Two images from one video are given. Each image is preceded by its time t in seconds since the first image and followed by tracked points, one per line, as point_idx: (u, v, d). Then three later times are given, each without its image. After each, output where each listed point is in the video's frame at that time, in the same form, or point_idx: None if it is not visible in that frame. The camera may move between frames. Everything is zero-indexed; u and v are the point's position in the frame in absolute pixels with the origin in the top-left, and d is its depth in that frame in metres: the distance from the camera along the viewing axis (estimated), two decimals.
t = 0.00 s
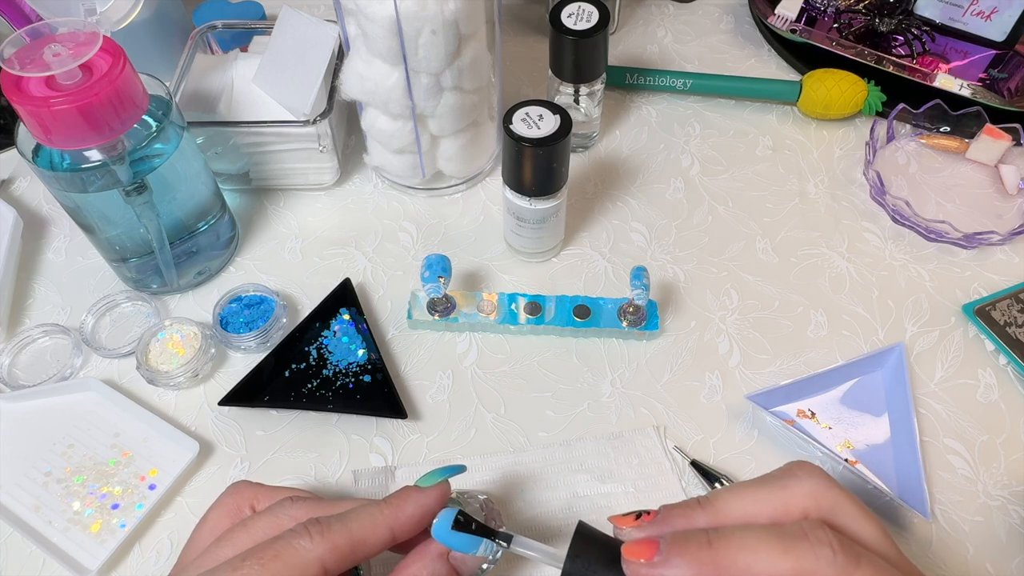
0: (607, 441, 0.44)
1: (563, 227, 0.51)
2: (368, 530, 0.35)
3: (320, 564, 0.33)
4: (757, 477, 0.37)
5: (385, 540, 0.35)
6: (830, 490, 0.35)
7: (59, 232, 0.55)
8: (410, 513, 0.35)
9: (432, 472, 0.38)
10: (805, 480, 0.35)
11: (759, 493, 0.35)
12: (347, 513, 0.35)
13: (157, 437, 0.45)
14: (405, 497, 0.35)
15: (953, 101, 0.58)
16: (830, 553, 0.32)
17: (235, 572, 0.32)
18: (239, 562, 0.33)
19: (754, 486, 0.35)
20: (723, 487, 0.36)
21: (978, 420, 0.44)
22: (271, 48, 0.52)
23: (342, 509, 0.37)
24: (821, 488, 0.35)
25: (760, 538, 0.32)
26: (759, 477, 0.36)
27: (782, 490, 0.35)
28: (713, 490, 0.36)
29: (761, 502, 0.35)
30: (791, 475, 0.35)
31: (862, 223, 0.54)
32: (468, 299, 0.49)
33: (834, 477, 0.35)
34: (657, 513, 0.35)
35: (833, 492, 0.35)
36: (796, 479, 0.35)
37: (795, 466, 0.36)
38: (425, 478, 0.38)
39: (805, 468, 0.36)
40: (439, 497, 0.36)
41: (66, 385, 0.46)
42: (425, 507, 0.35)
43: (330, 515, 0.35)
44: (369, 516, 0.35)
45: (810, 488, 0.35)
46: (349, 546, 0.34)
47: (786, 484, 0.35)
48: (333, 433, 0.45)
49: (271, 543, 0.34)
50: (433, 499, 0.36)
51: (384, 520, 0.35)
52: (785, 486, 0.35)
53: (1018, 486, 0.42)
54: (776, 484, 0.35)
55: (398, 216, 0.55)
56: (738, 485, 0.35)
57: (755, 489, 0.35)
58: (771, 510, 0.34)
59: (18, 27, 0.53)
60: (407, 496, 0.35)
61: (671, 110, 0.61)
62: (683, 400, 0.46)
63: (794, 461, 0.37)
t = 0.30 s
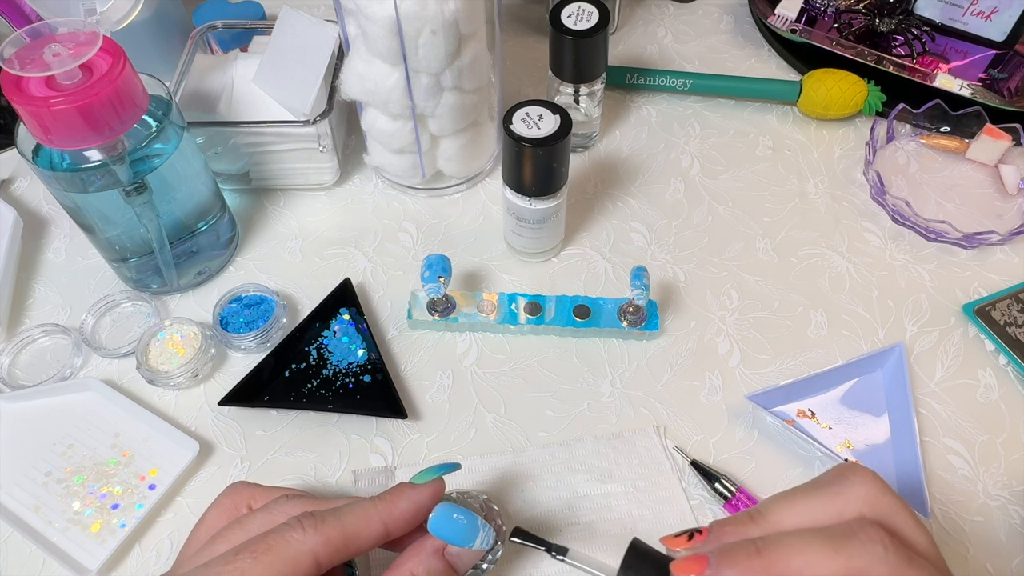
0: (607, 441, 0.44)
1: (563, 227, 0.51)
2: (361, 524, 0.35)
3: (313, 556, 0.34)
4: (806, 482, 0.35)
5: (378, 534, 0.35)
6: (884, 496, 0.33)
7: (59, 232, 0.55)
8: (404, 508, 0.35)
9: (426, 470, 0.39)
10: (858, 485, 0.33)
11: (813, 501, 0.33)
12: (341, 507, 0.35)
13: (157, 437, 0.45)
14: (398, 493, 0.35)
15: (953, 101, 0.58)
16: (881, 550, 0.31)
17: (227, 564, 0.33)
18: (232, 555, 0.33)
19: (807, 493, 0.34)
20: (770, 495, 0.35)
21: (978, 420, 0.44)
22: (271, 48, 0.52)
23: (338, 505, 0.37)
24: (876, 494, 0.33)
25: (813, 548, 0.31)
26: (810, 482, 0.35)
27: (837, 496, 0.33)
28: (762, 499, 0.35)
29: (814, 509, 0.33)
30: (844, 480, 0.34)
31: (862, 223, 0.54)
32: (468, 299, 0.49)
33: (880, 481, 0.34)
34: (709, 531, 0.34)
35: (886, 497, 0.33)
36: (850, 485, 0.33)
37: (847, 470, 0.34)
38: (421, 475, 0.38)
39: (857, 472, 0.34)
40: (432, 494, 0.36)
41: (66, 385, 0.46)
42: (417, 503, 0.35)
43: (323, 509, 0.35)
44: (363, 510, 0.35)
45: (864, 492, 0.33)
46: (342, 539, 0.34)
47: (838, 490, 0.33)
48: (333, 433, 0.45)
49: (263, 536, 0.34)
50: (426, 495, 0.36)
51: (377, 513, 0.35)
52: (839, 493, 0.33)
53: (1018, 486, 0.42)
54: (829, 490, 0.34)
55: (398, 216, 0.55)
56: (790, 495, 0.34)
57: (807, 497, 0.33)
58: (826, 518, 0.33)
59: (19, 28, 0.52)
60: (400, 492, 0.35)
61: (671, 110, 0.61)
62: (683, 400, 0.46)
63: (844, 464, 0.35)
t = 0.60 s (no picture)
0: (607, 441, 0.44)
1: (563, 227, 0.51)
2: (365, 527, 0.35)
3: (316, 556, 0.34)
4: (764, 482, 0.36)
5: (381, 537, 0.35)
6: (837, 505, 0.34)
7: (59, 232, 0.55)
8: (408, 512, 0.35)
9: (431, 476, 0.39)
10: (811, 491, 0.34)
11: (762, 503, 0.35)
12: (345, 509, 0.35)
13: (157, 437, 0.45)
14: (404, 497, 0.36)
15: (953, 101, 0.58)
16: None
17: (231, 564, 0.33)
18: (235, 555, 0.33)
19: (759, 492, 0.35)
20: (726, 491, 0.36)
21: (978, 420, 0.44)
22: (271, 48, 0.52)
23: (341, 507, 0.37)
24: (827, 503, 0.34)
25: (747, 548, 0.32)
26: (766, 483, 0.36)
27: (788, 501, 0.34)
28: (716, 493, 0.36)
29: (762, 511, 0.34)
30: (797, 485, 0.35)
31: (862, 223, 0.54)
32: (468, 299, 0.49)
33: (837, 488, 0.35)
34: (653, 515, 0.35)
35: (839, 505, 0.34)
36: (803, 490, 0.35)
37: (804, 475, 0.35)
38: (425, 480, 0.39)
39: (814, 477, 0.35)
40: (437, 500, 0.36)
41: (66, 385, 0.46)
42: (422, 508, 0.36)
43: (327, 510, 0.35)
44: (367, 512, 0.35)
45: (816, 500, 0.34)
46: (345, 541, 0.34)
47: (791, 494, 0.35)
48: (333, 433, 0.45)
49: (267, 536, 0.34)
50: (431, 500, 0.36)
51: (381, 517, 0.35)
52: (791, 498, 0.34)
53: (1018, 486, 0.42)
54: (781, 495, 0.35)
55: (398, 216, 0.55)
56: (742, 491, 0.35)
57: (758, 497, 0.35)
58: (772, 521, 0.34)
59: (19, 28, 0.52)
60: (405, 496, 0.36)
61: (671, 110, 0.61)
62: (683, 400, 0.46)
63: (805, 468, 0.36)
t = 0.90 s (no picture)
0: (607, 441, 0.44)
1: (563, 227, 0.51)
2: (362, 524, 0.35)
3: (313, 554, 0.34)
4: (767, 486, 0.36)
5: (378, 535, 0.35)
6: (841, 506, 0.34)
7: (59, 232, 0.55)
8: (406, 509, 0.36)
9: (428, 475, 0.39)
10: (814, 492, 0.34)
11: (766, 506, 0.34)
12: (343, 507, 0.35)
13: (158, 437, 0.45)
14: (401, 494, 0.36)
15: (953, 101, 0.58)
16: None
17: (228, 561, 0.33)
18: (233, 552, 0.33)
19: (762, 496, 0.35)
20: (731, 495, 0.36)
21: (978, 420, 0.44)
22: (271, 48, 0.52)
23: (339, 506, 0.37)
24: (831, 504, 0.34)
25: (749, 550, 0.32)
26: (770, 486, 0.36)
27: (792, 503, 0.34)
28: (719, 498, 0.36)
29: (766, 514, 0.34)
30: (801, 487, 0.35)
31: (862, 223, 0.54)
32: (468, 299, 0.49)
33: (841, 489, 0.34)
34: (659, 523, 0.35)
35: (843, 506, 0.34)
36: (806, 492, 0.34)
37: (807, 476, 0.35)
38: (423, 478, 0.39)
39: (817, 479, 0.35)
40: (434, 497, 0.36)
41: (66, 385, 0.46)
42: (419, 506, 0.36)
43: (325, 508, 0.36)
44: (365, 510, 0.35)
45: (820, 501, 0.34)
46: (342, 538, 0.34)
47: (794, 496, 0.34)
48: (333, 433, 0.45)
49: (264, 534, 0.34)
50: (428, 498, 0.36)
51: (378, 514, 0.35)
52: (795, 500, 0.34)
53: (1018, 486, 0.42)
54: (784, 497, 0.34)
55: (399, 216, 0.55)
56: (745, 495, 0.35)
57: (761, 500, 0.34)
58: (776, 524, 0.34)
59: (19, 28, 0.52)
60: (402, 494, 0.36)
61: (671, 110, 0.61)
62: (683, 400, 0.46)
63: (808, 471, 0.36)
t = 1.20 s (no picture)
0: (608, 441, 0.44)
1: (563, 227, 0.51)
2: (360, 515, 0.36)
3: (310, 543, 0.35)
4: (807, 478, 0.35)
5: (374, 525, 0.37)
6: (882, 504, 0.33)
7: (59, 232, 0.55)
8: (404, 502, 0.37)
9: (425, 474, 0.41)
10: (857, 488, 0.33)
11: (806, 501, 0.33)
12: (340, 498, 0.37)
13: (158, 437, 0.45)
14: (400, 488, 0.37)
15: (953, 101, 0.58)
16: None
17: (227, 549, 0.34)
18: (231, 542, 0.34)
19: (803, 490, 0.33)
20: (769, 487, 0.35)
21: (978, 420, 0.44)
22: (271, 48, 0.52)
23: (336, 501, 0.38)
24: (873, 502, 0.33)
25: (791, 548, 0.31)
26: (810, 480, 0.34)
27: (833, 499, 0.33)
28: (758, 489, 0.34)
29: (808, 509, 0.33)
30: (842, 482, 0.33)
31: (862, 223, 0.54)
32: (468, 299, 0.49)
33: (882, 488, 0.33)
34: (695, 515, 0.34)
35: (885, 506, 0.33)
36: (848, 487, 0.33)
37: (848, 472, 0.34)
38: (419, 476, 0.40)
39: (859, 475, 0.33)
40: (433, 494, 0.38)
41: (67, 385, 0.46)
42: (416, 500, 0.37)
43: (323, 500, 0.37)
44: (361, 501, 0.36)
45: (862, 497, 0.33)
46: (339, 528, 0.36)
47: (836, 491, 0.33)
48: (333, 433, 0.45)
49: (263, 523, 0.35)
50: (426, 494, 0.38)
51: (376, 506, 0.36)
52: (837, 495, 0.33)
53: (1019, 486, 0.42)
54: (826, 493, 0.33)
55: (399, 216, 0.55)
56: (785, 488, 0.34)
57: (803, 494, 0.33)
58: (817, 520, 0.33)
59: (19, 28, 0.52)
60: (401, 487, 0.37)
61: (671, 110, 0.61)
62: (683, 400, 0.46)
63: (850, 466, 0.34)
